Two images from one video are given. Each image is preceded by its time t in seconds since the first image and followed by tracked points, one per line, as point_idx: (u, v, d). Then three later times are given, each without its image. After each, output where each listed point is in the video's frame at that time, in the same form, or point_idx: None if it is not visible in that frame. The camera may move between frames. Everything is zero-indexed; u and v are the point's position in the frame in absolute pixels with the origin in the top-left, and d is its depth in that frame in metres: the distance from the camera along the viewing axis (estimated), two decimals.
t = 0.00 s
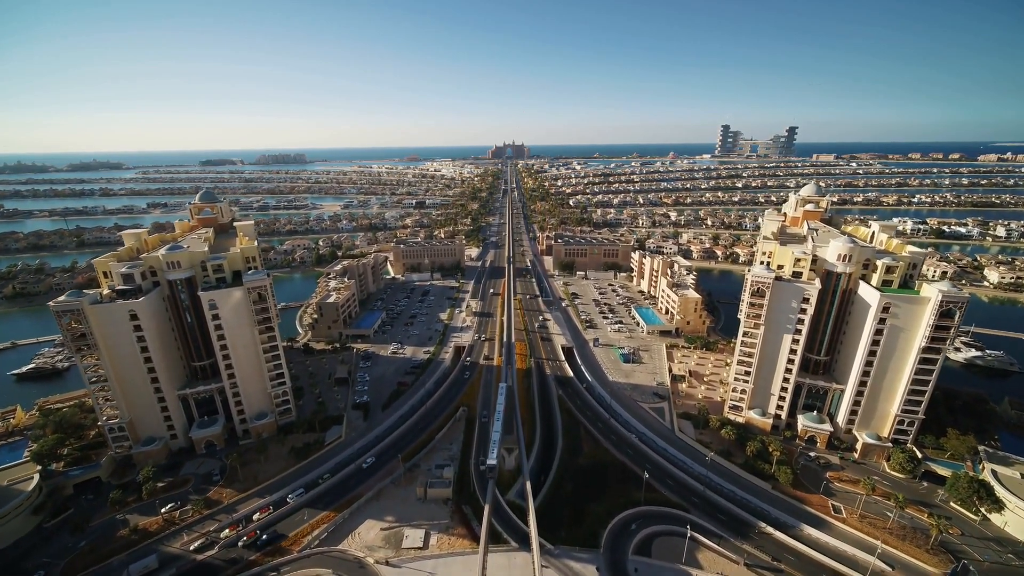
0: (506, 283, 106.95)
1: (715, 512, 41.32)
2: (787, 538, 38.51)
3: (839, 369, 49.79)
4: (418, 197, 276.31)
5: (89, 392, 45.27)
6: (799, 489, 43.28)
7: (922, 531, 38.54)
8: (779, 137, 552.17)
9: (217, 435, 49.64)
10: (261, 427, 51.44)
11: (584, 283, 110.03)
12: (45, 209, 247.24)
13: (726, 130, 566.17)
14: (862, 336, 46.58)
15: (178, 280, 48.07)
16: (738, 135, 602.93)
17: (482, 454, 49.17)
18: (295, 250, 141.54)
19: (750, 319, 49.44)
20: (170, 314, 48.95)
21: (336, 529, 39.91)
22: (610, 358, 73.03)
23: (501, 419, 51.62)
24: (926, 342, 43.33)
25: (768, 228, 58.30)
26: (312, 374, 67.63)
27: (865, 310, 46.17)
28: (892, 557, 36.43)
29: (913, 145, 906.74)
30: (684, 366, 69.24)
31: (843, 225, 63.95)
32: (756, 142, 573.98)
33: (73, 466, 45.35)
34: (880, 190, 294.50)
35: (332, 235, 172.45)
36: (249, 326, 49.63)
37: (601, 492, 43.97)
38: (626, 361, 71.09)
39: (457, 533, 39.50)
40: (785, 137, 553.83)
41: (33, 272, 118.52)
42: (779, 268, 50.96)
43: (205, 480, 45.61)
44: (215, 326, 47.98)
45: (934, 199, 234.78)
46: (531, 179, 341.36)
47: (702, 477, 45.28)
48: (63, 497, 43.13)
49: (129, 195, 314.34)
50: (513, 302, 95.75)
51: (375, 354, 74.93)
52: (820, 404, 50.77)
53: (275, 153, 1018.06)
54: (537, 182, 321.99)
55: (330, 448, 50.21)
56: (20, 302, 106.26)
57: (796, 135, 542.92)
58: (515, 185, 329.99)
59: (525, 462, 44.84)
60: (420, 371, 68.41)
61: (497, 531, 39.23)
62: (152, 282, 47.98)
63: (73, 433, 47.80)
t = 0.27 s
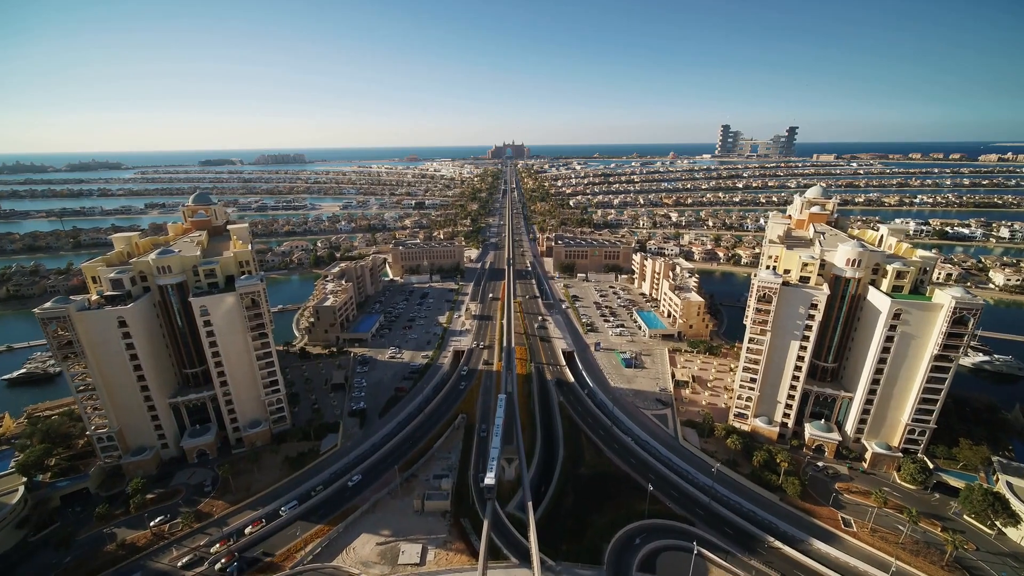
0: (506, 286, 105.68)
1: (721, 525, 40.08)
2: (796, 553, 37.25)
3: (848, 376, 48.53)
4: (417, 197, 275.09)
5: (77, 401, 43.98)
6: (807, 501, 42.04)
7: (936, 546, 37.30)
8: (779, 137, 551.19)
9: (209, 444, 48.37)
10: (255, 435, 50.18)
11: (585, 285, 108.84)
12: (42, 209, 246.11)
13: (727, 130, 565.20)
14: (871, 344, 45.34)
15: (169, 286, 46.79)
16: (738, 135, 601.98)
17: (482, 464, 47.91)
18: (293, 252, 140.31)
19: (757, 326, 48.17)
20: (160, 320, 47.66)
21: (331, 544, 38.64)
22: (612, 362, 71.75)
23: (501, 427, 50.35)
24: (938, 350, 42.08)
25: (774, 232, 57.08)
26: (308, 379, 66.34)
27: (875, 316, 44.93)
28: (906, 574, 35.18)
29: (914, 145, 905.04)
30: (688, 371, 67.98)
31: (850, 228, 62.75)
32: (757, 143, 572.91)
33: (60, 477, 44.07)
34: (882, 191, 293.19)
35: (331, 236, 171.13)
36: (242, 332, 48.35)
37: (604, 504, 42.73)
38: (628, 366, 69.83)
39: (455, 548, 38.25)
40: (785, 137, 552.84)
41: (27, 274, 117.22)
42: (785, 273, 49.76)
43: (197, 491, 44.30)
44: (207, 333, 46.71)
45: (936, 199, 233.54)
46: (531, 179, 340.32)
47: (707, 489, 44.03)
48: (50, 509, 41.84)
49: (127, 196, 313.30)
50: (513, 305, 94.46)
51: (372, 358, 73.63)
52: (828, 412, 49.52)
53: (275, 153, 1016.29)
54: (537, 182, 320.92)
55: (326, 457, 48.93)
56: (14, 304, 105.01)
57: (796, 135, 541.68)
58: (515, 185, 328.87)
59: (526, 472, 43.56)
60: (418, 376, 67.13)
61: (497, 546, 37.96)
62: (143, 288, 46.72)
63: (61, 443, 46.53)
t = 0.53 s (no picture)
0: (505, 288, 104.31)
1: (727, 539, 38.86)
2: (806, 570, 35.99)
3: (857, 384, 47.25)
4: (417, 198, 273.98)
5: (62, 411, 42.61)
6: (816, 514, 40.78)
7: (951, 562, 36.03)
8: (780, 137, 550.11)
9: (201, 454, 47.13)
10: (248, 444, 48.89)
11: (586, 288, 107.56)
12: (40, 210, 245.20)
13: (727, 130, 564.21)
14: (882, 351, 44.02)
15: (160, 292, 45.54)
16: (738, 135, 600.92)
17: (481, 474, 46.67)
18: (291, 253, 139.10)
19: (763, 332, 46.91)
20: (151, 327, 46.44)
21: (325, 559, 37.38)
22: (614, 367, 70.44)
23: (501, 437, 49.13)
24: (952, 358, 40.81)
25: (780, 235, 55.83)
26: (304, 385, 65.00)
27: (885, 323, 43.64)
28: None
29: (915, 145, 903.96)
30: (691, 377, 66.62)
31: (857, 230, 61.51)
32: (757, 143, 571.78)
33: (46, 489, 42.78)
34: (884, 192, 291.79)
35: (329, 237, 169.92)
36: (234, 339, 47.08)
37: (606, 517, 41.52)
38: (630, 372, 68.50)
39: (453, 564, 36.99)
40: (786, 137, 551.50)
41: (23, 275, 116.10)
42: (792, 278, 48.57)
43: (188, 503, 43.03)
44: (199, 340, 45.45)
45: (938, 200, 232.23)
46: (531, 180, 339.27)
47: (713, 501, 42.77)
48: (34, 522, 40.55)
49: (126, 196, 312.61)
50: (513, 308, 93.12)
51: (370, 363, 72.27)
52: (836, 421, 48.24)
53: (275, 153, 1015.52)
54: (538, 183, 319.72)
55: (321, 467, 47.68)
56: (8, 307, 103.86)
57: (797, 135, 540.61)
58: (515, 186, 327.65)
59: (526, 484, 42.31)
60: (416, 382, 65.89)
61: (496, 562, 36.71)
62: (133, 293, 45.48)
63: (47, 453, 45.24)
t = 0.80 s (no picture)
0: (505, 291, 103.02)
1: (735, 555, 37.62)
2: None
3: (866, 393, 46.03)
4: (416, 198, 272.74)
5: (49, 421, 41.32)
6: (826, 528, 39.54)
7: None
8: (780, 137, 549.11)
9: (193, 464, 45.87)
10: (241, 454, 47.66)
11: (587, 290, 106.33)
12: (38, 210, 244.26)
13: (727, 130, 563.21)
14: (892, 360, 42.78)
15: (149, 298, 44.28)
16: (739, 135, 599.80)
17: (480, 486, 45.50)
18: (289, 255, 137.97)
19: (770, 339, 45.66)
20: (140, 334, 45.13)
21: None
22: (616, 373, 69.17)
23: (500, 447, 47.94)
24: (965, 367, 39.57)
25: (786, 239, 54.61)
26: (300, 392, 63.77)
27: (896, 330, 42.42)
28: None
29: (916, 145, 903.06)
30: (695, 383, 65.42)
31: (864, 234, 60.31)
32: (758, 143, 570.76)
33: (32, 501, 41.46)
34: (886, 193, 290.52)
35: (328, 239, 168.76)
36: (227, 346, 45.81)
37: (609, 531, 40.34)
38: (632, 377, 67.29)
39: None
40: (786, 137, 550.62)
41: (18, 277, 115.01)
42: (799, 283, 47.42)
43: (178, 516, 41.76)
44: (190, 348, 44.17)
45: (940, 201, 230.98)
46: (531, 180, 338.21)
47: (720, 514, 41.54)
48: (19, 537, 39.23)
49: (125, 196, 311.77)
50: (513, 311, 91.82)
51: (367, 368, 71.04)
52: (845, 430, 47.00)
53: (274, 153, 1014.19)
54: (538, 183, 318.72)
55: (316, 478, 46.51)
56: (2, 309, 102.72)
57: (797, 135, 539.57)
58: (515, 186, 326.64)
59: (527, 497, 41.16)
60: (415, 388, 64.66)
61: None
62: (122, 299, 44.22)
63: (34, 464, 43.92)
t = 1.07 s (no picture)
0: (505, 293, 101.67)
1: (743, 572, 36.37)
2: None
3: (875, 401, 44.85)
4: (416, 199, 271.45)
5: (34, 432, 40.05)
6: (836, 543, 38.33)
7: None
8: (781, 137, 547.96)
9: (184, 475, 44.61)
10: (235, 464, 46.35)
11: (588, 293, 105.04)
12: (36, 211, 243.03)
13: (728, 130, 562.02)
14: (904, 368, 41.56)
15: (139, 304, 43.05)
16: (739, 135, 598.55)
17: (479, 498, 44.27)
18: (287, 257, 136.69)
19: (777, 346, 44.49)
20: (130, 342, 43.96)
21: None
22: (618, 378, 67.86)
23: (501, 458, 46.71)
24: (980, 376, 38.33)
25: (792, 243, 53.46)
26: (296, 398, 62.55)
27: (907, 338, 41.21)
28: None
29: (917, 145, 901.46)
30: (698, 389, 64.20)
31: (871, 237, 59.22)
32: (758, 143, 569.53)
33: (17, 515, 40.21)
34: (887, 193, 289.22)
35: (327, 240, 167.42)
36: (219, 354, 44.56)
37: (612, 546, 39.13)
38: (635, 383, 66.06)
39: None
40: (786, 137, 549.52)
41: (13, 279, 113.83)
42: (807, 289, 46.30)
43: (168, 529, 40.47)
44: (180, 356, 42.92)
45: (942, 201, 229.65)
46: (531, 180, 336.90)
47: (726, 527, 40.33)
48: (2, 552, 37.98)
49: (124, 197, 310.74)
50: (513, 314, 90.55)
51: (365, 374, 69.80)
52: (854, 440, 45.78)
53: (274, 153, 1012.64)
54: (537, 183, 317.34)
55: (310, 489, 45.30)
56: None
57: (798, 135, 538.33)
58: (515, 187, 325.46)
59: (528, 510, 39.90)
60: (413, 394, 63.41)
61: None
62: (111, 306, 43.01)
63: (19, 475, 42.65)
